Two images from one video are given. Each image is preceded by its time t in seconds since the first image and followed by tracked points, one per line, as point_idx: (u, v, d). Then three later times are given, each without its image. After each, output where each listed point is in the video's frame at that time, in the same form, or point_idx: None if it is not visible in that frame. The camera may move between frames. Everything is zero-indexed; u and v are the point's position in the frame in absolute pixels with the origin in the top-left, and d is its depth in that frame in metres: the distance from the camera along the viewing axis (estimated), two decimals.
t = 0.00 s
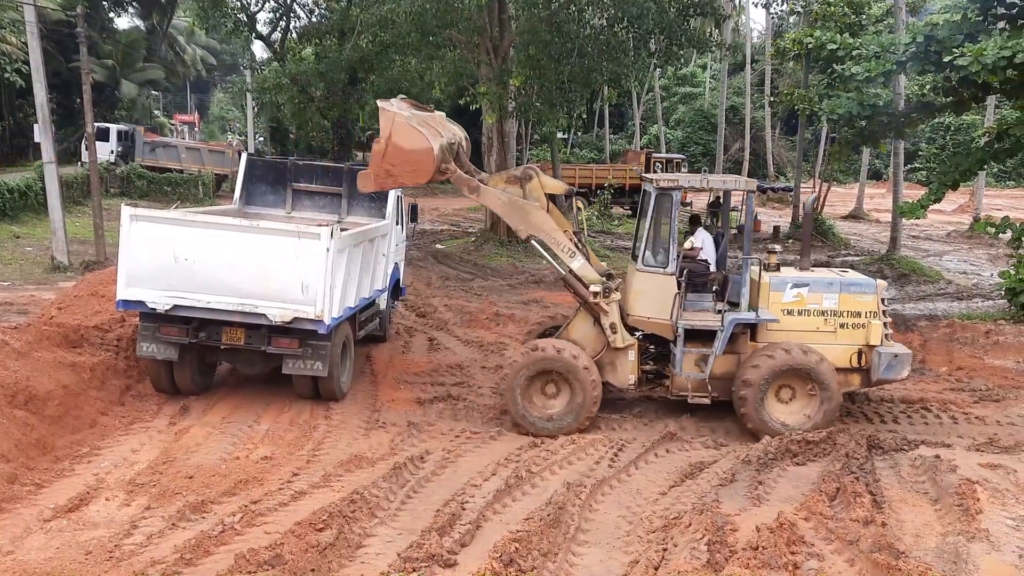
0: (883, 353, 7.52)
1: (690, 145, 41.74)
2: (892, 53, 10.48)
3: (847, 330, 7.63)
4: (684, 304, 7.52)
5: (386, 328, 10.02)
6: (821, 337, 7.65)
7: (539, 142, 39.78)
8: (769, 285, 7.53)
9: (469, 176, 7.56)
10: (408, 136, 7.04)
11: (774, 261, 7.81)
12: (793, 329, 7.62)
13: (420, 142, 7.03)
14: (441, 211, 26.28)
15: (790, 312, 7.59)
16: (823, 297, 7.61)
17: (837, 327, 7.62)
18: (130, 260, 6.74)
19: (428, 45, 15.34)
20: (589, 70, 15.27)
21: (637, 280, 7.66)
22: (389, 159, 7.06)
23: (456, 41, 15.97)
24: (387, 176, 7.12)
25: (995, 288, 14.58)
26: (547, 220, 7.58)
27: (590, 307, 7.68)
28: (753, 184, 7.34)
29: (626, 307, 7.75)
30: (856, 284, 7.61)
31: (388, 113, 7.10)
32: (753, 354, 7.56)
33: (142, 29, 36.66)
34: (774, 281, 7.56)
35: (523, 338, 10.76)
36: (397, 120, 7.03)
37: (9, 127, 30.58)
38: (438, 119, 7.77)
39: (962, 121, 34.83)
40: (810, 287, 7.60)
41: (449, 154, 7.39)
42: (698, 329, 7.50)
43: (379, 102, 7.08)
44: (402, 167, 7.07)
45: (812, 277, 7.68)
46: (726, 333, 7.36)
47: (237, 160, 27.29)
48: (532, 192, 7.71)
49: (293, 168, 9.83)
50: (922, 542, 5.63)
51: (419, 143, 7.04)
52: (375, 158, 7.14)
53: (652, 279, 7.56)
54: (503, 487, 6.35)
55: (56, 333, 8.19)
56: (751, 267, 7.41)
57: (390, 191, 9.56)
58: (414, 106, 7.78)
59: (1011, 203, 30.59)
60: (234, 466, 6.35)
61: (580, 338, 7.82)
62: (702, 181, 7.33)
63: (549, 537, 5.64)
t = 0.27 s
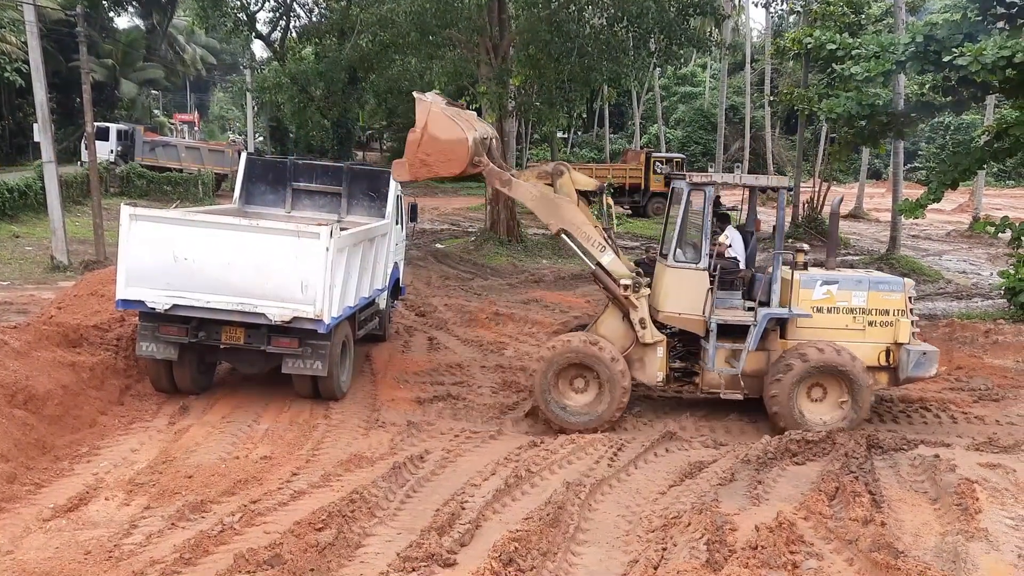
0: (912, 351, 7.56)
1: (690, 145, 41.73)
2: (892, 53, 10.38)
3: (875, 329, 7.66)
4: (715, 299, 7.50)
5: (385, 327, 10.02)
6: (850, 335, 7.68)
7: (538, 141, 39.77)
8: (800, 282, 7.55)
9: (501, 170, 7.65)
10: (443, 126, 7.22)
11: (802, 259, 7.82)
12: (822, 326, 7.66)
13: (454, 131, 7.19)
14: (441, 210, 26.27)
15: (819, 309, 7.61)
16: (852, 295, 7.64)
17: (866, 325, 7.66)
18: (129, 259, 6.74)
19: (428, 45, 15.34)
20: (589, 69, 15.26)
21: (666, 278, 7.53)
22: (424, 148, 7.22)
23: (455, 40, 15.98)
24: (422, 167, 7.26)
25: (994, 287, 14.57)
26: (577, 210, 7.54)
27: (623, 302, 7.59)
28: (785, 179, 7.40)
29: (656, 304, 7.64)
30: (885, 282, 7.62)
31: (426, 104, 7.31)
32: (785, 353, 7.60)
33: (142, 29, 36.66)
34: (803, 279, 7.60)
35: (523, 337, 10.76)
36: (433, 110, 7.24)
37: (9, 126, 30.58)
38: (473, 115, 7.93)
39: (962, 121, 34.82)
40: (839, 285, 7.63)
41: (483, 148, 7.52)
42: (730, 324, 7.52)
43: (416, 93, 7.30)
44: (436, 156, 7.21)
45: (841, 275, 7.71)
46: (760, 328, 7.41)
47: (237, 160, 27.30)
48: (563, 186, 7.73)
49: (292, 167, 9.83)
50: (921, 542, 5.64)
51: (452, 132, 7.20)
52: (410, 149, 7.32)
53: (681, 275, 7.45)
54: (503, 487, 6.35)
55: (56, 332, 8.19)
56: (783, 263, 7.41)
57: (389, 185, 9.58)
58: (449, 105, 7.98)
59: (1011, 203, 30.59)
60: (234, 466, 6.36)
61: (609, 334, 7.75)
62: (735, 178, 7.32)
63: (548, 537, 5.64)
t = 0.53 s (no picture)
0: (939, 349, 7.65)
1: (690, 145, 41.72)
2: (891, 53, 10.37)
3: (902, 327, 7.72)
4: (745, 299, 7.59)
5: (385, 327, 10.02)
6: (878, 334, 7.72)
7: (538, 141, 39.78)
8: (829, 281, 7.55)
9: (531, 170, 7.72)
10: (476, 126, 7.40)
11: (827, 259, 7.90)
12: (851, 325, 7.67)
13: (486, 132, 7.36)
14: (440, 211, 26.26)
15: (848, 308, 7.62)
16: (880, 294, 7.67)
17: (893, 324, 7.71)
18: (129, 260, 6.75)
19: (428, 45, 15.36)
20: (589, 70, 15.26)
21: (696, 277, 7.62)
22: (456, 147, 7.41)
23: (455, 41, 16.00)
24: (453, 166, 7.44)
25: (994, 288, 14.57)
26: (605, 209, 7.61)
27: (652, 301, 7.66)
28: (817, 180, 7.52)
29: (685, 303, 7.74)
30: (912, 281, 7.67)
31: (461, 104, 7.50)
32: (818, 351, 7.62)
33: (141, 29, 36.67)
34: (833, 278, 7.59)
35: (523, 337, 10.76)
36: (467, 111, 7.42)
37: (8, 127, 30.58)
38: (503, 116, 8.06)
39: (962, 121, 34.84)
40: (866, 284, 7.66)
41: (513, 148, 7.63)
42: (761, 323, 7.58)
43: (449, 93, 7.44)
44: (467, 155, 7.39)
45: (868, 274, 7.73)
46: (791, 326, 7.48)
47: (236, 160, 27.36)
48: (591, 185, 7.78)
49: (292, 168, 9.84)
50: (920, 542, 5.64)
51: (484, 132, 7.38)
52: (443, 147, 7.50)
53: (711, 274, 7.54)
54: (502, 487, 6.36)
55: (55, 333, 8.19)
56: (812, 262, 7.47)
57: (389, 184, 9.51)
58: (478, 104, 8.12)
59: (1011, 203, 30.58)
60: (233, 467, 6.36)
61: (638, 333, 7.81)
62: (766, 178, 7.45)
63: (548, 537, 5.64)
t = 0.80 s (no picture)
0: (966, 349, 7.69)
1: (688, 147, 41.74)
2: (889, 56, 10.39)
3: (929, 327, 7.74)
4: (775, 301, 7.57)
5: (384, 329, 10.02)
6: (904, 334, 7.73)
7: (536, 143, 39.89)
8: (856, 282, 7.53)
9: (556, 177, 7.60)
10: (505, 134, 7.26)
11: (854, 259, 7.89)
12: (878, 326, 7.67)
13: (515, 138, 7.23)
14: (439, 212, 26.26)
15: (875, 309, 7.62)
16: (906, 294, 7.67)
17: (919, 324, 7.72)
18: (127, 261, 6.74)
19: (427, 47, 15.40)
20: (587, 72, 15.30)
21: (725, 280, 7.60)
22: (485, 155, 7.26)
23: (454, 42, 16.04)
24: (482, 174, 7.29)
25: (992, 289, 14.58)
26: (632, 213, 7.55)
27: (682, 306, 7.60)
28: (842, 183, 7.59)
29: (713, 307, 7.73)
30: (937, 281, 7.70)
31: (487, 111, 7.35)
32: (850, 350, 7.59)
33: (139, 31, 36.67)
34: (860, 279, 7.58)
35: (522, 339, 10.77)
36: (496, 118, 7.27)
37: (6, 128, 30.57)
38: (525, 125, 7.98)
39: (959, 123, 34.91)
40: (893, 284, 7.65)
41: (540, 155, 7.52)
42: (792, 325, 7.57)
43: (475, 102, 7.31)
44: (496, 163, 7.24)
45: (894, 275, 7.73)
46: (822, 328, 7.43)
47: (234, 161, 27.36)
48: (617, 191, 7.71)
49: (290, 169, 9.83)
50: (918, 543, 5.65)
51: (513, 138, 7.24)
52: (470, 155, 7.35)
53: (741, 277, 7.52)
54: (501, 489, 6.36)
55: (52, 335, 8.19)
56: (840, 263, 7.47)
57: (388, 185, 9.56)
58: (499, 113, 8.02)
59: (1009, 205, 30.63)
60: (231, 469, 6.36)
61: (668, 337, 7.77)
62: (794, 180, 7.42)
63: (546, 539, 5.65)
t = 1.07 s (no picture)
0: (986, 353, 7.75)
1: (680, 149, 41.81)
2: (878, 58, 10.52)
3: (948, 331, 7.80)
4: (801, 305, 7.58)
5: (376, 331, 10.01)
6: (925, 338, 7.78)
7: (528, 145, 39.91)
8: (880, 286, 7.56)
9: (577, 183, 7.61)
10: (536, 140, 7.19)
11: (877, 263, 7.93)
12: (899, 330, 7.73)
13: (546, 148, 7.20)
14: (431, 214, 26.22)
15: (898, 313, 7.68)
16: (927, 298, 7.74)
17: (939, 329, 7.78)
18: (116, 264, 6.72)
19: (419, 49, 15.42)
20: (580, 74, 15.36)
21: (751, 282, 7.60)
22: (513, 159, 7.16)
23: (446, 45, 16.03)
24: (507, 179, 7.20)
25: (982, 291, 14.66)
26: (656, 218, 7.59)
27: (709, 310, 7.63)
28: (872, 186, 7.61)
29: (739, 309, 7.72)
30: (957, 286, 7.78)
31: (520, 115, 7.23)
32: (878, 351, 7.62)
33: (130, 33, 36.58)
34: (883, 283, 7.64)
35: (515, 341, 10.77)
36: (529, 122, 7.17)
37: None
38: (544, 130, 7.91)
39: (950, 125, 35.05)
40: (915, 289, 7.71)
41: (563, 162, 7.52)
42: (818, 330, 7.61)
43: (511, 101, 7.12)
44: (523, 169, 7.19)
45: (916, 279, 7.79)
46: (848, 333, 7.50)
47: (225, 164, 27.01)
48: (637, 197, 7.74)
49: (282, 171, 9.81)
50: (909, 543, 5.67)
51: (543, 146, 7.21)
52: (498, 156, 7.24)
53: (767, 279, 7.53)
54: (493, 491, 6.36)
55: (41, 338, 8.15)
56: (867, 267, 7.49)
57: (379, 186, 9.56)
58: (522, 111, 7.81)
59: (999, 207, 30.76)
60: (222, 472, 6.35)
61: (693, 341, 7.79)
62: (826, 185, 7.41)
63: (537, 541, 5.65)
